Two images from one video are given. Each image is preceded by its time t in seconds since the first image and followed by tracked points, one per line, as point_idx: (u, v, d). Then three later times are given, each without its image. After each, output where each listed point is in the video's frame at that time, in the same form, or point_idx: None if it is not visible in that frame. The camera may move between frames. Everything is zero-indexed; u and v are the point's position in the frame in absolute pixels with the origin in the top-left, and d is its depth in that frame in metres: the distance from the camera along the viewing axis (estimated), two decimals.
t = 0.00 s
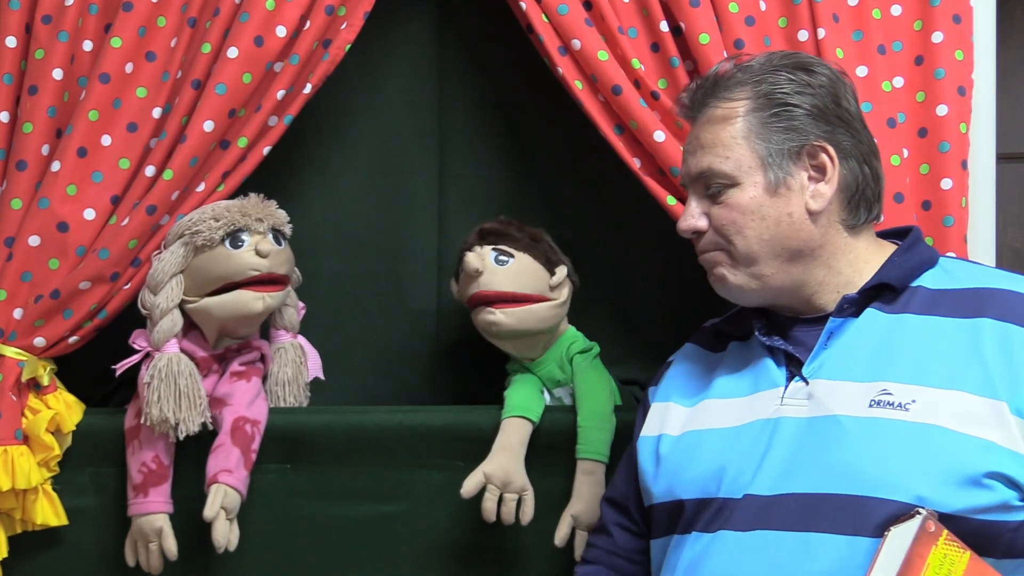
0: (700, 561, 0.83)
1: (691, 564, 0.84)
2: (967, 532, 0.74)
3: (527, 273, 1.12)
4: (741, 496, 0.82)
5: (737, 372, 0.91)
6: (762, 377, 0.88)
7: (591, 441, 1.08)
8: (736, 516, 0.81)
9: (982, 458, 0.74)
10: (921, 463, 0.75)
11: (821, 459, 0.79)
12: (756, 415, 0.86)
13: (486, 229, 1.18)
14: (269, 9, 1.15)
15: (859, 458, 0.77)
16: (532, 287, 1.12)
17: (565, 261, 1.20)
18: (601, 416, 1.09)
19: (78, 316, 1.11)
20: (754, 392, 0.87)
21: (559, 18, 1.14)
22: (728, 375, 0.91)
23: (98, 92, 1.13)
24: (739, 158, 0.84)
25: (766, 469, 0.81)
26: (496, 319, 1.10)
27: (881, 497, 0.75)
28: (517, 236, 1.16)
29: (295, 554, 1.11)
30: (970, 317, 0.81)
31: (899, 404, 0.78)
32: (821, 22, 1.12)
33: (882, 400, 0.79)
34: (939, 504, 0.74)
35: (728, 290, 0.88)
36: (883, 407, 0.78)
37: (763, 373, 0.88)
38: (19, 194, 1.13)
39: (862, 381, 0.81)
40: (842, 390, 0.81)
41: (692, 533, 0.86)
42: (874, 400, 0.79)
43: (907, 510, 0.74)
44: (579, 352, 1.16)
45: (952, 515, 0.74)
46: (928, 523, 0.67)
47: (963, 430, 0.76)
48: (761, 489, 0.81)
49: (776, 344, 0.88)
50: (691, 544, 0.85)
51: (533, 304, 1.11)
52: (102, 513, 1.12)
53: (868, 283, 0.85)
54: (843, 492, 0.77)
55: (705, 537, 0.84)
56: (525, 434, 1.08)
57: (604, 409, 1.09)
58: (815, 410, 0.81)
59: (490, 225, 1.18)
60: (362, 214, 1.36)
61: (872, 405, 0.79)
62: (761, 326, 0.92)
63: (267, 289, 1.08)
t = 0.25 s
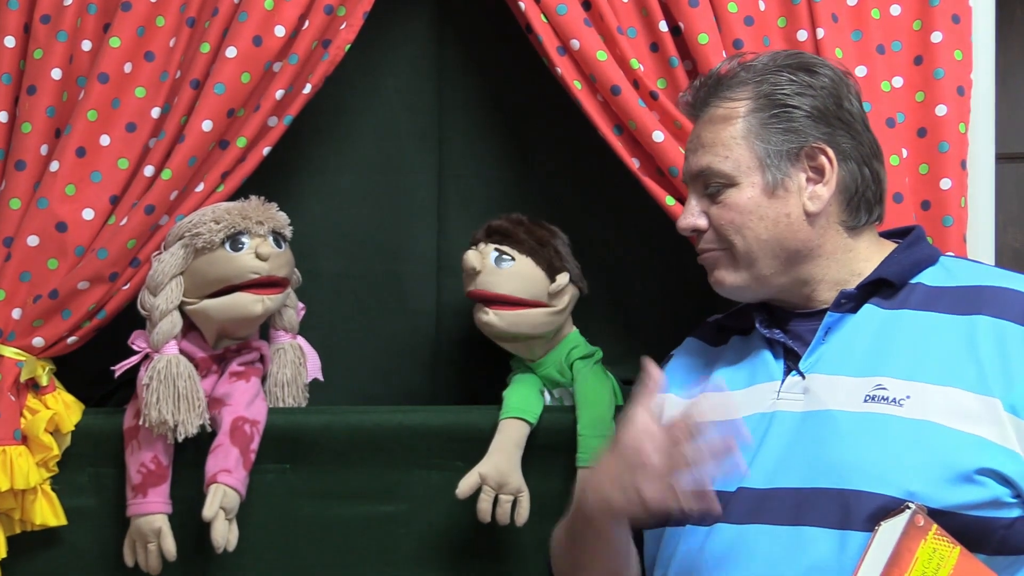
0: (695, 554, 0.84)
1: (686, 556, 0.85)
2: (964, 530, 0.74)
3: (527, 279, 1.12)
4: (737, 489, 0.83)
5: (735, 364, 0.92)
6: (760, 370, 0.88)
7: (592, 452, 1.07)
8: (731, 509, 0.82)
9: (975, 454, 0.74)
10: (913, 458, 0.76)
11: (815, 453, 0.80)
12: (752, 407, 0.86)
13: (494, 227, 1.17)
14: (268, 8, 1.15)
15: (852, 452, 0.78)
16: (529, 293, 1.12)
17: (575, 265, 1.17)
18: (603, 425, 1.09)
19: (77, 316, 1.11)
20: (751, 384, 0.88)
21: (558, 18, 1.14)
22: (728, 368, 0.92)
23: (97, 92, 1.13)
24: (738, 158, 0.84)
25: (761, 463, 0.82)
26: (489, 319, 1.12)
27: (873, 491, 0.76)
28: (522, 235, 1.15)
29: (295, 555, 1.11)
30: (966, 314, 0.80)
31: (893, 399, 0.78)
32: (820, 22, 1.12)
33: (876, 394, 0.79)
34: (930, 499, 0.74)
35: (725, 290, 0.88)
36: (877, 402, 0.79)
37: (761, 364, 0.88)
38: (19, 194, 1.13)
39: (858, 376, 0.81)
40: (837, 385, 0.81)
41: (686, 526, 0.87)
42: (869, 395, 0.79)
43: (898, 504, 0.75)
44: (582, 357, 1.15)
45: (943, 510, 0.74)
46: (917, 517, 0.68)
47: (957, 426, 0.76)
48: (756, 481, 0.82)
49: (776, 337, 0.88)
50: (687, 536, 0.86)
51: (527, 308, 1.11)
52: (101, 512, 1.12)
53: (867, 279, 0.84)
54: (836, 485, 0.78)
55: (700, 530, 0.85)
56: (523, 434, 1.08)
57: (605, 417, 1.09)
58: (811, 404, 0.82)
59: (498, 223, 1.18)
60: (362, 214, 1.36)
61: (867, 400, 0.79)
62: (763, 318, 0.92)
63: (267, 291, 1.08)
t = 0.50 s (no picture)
0: (690, 555, 0.83)
1: (681, 558, 0.84)
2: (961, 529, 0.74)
3: (525, 289, 1.13)
4: (732, 489, 0.83)
5: (734, 366, 0.91)
6: (757, 371, 0.88)
7: (591, 458, 1.07)
8: (727, 508, 0.82)
9: (969, 453, 0.74)
10: (908, 458, 0.76)
11: (810, 453, 0.79)
12: (749, 407, 0.86)
13: (499, 227, 1.18)
14: (267, 8, 1.15)
15: (847, 452, 0.78)
16: (527, 302, 1.13)
17: (578, 271, 1.16)
18: (600, 432, 1.08)
19: (76, 316, 1.11)
20: (750, 384, 0.88)
21: (558, 18, 1.14)
22: (727, 369, 0.92)
23: (96, 92, 1.13)
24: (735, 161, 0.85)
25: (756, 464, 0.82)
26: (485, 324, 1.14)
27: (868, 491, 0.76)
28: (522, 242, 1.14)
29: (295, 555, 1.11)
30: (961, 314, 0.81)
31: (889, 398, 0.78)
32: (819, 22, 1.12)
33: (872, 394, 0.79)
34: (924, 498, 0.74)
35: (722, 291, 0.88)
36: (872, 402, 0.79)
37: (759, 365, 0.89)
38: (18, 193, 1.13)
39: (853, 376, 0.81)
40: (832, 385, 0.81)
41: (683, 525, 0.87)
42: (863, 395, 0.79)
43: (893, 504, 0.75)
44: (583, 362, 1.15)
45: (938, 509, 0.74)
46: (913, 517, 0.67)
47: (951, 426, 0.76)
48: (750, 481, 0.81)
49: (773, 338, 0.88)
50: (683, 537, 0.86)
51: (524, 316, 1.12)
52: (101, 512, 1.12)
53: (863, 278, 0.84)
54: (831, 485, 0.78)
55: (697, 530, 0.84)
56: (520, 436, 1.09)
57: (604, 423, 1.09)
58: (806, 404, 0.82)
59: (501, 227, 1.17)
60: (361, 214, 1.36)
61: (861, 400, 0.79)
62: (759, 321, 0.92)
63: (269, 294, 1.09)
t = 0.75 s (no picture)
0: (690, 554, 0.84)
1: (682, 556, 0.85)
2: (954, 531, 0.74)
3: (513, 312, 1.10)
4: (731, 489, 0.84)
5: (734, 369, 0.92)
6: (756, 373, 0.89)
7: (592, 462, 1.08)
8: (725, 508, 0.83)
9: (963, 456, 0.74)
10: (902, 460, 0.76)
11: (806, 455, 0.80)
12: (748, 409, 0.87)
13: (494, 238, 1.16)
14: (267, 8, 1.15)
15: (842, 453, 0.78)
16: (515, 322, 1.11)
17: (569, 283, 1.13)
18: (600, 436, 1.09)
19: (76, 316, 1.11)
20: (750, 386, 0.88)
21: (558, 18, 1.14)
22: (728, 372, 0.92)
23: (96, 92, 1.13)
24: (737, 157, 0.84)
25: (753, 464, 0.82)
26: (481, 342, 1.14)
27: (862, 493, 0.76)
28: (508, 262, 1.12)
29: (295, 555, 1.11)
30: (958, 315, 0.80)
31: (884, 400, 0.78)
32: (819, 22, 1.13)
33: (868, 396, 0.79)
34: (918, 500, 0.74)
35: (725, 289, 0.88)
36: (868, 403, 0.79)
37: (759, 367, 0.89)
38: (18, 193, 1.13)
39: (849, 377, 0.81)
40: (830, 386, 0.81)
41: (684, 525, 0.88)
42: (860, 397, 0.79)
43: (886, 506, 0.75)
44: (583, 365, 1.15)
45: (932, 512, 0.74)
46: (905, 519, 0.67)
47: (946, 428, 0.76)
48: (747, 482, 0.82)
49: (772, 339, 0.88)
50: (684, 536, 0.87)
51: (515, 335, 1.12)
52: (100, 512, 1.12)
53: (861, 279, 0.84)
54: (826, 486, 0.78)
55: (696, 530, 0.85)
56: (519, 434, 1.09)
57: (604, 426, 1.09)
58: (804, 405, 0.82)
59: (488, 245, 1.14)
60: (361, 214, 1.36)
61: (858, 402, 0.79)
62: (758, 322, 0.92)
63: (275, 306, 1.09)
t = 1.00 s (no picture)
0: (688, 556, 0.85)
1: (680, 557, 0.85)
2: (951, 532, 0.74)
3: (513, 312, 1.11)
4: (729, 492, 0.84)
5: (732, 373, 0.92)
6: (753, 377, 0.89)
7: (591, 462, 1.08)
8: (723, 511, 0.83)
9: (959, 457, 0.74)
10: (899, 462, 0.76)
11: (803, 458, 0.80)
12: (744, 411, 0.87)
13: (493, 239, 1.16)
14: (267, 8, 1.16)
15: (839, 457, 0.78)
16: (513, 321, 1.11)
17: (569, 283, 1.13)
18: (601, 434, 1.09)
19: (76, 316, 1.11)
20: (745, 390, 0.88)
21: (558, 18, 1.14)
22: (727, 376, 0.92)
23: (96, 93, 1.13)
24: (741, 155, 0.84)
25: (751, 468, 0.82)
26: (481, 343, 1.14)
27: (859, 496, 0.76)
28: (507, 263, 1.12)
29: (296, 555, 1.12)
30: (953, 316, 0.80)
31: (880, 403, 0.78)
32: (818, 22, 1.13)
33: (864, 399, 0.79)
34: (915, 502, 0.74)
35: (724, 290, 0.88)
36: (864, 407, 0.79)
37: (755, 371, 0.89)
38: (18, 193, 1.13)
39: (845, 380, 0.81)
40: (826, 389, 0.81)
41: (682, 528, 0.88)
42: (856, 400, 0.80)
43: (884, 508, 0.75)
44: (583, 365, 1.15)
45: (929, 514, 0.74)
46: (904, 522, 0.67)
47: (942, 430, 0.76)
48: (746, 485, 0.82)
49: (768, 343, 0.89)
50: (682, 537, 0.87)
51: (514, 334, 1.12)
52: (101, 512, 1.12)
53: (856, 281, 0.84)
54: (823, 489, 0.78)
55: (694, 531, 0.85)
56: (518, 433, 1.09)
57: (604, 426, 1.09)
58: (800, 408, 0.82)
59: (486, 247, 1.15)
60: (361, 214, 1.36)
61: (854, 405, 0.79)
62: (753, 325, 0.93)
63: (269, 288, 1.08)
